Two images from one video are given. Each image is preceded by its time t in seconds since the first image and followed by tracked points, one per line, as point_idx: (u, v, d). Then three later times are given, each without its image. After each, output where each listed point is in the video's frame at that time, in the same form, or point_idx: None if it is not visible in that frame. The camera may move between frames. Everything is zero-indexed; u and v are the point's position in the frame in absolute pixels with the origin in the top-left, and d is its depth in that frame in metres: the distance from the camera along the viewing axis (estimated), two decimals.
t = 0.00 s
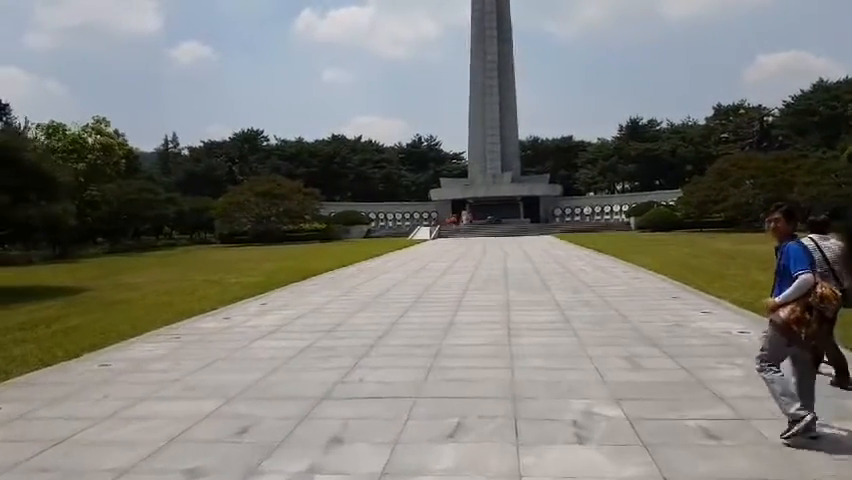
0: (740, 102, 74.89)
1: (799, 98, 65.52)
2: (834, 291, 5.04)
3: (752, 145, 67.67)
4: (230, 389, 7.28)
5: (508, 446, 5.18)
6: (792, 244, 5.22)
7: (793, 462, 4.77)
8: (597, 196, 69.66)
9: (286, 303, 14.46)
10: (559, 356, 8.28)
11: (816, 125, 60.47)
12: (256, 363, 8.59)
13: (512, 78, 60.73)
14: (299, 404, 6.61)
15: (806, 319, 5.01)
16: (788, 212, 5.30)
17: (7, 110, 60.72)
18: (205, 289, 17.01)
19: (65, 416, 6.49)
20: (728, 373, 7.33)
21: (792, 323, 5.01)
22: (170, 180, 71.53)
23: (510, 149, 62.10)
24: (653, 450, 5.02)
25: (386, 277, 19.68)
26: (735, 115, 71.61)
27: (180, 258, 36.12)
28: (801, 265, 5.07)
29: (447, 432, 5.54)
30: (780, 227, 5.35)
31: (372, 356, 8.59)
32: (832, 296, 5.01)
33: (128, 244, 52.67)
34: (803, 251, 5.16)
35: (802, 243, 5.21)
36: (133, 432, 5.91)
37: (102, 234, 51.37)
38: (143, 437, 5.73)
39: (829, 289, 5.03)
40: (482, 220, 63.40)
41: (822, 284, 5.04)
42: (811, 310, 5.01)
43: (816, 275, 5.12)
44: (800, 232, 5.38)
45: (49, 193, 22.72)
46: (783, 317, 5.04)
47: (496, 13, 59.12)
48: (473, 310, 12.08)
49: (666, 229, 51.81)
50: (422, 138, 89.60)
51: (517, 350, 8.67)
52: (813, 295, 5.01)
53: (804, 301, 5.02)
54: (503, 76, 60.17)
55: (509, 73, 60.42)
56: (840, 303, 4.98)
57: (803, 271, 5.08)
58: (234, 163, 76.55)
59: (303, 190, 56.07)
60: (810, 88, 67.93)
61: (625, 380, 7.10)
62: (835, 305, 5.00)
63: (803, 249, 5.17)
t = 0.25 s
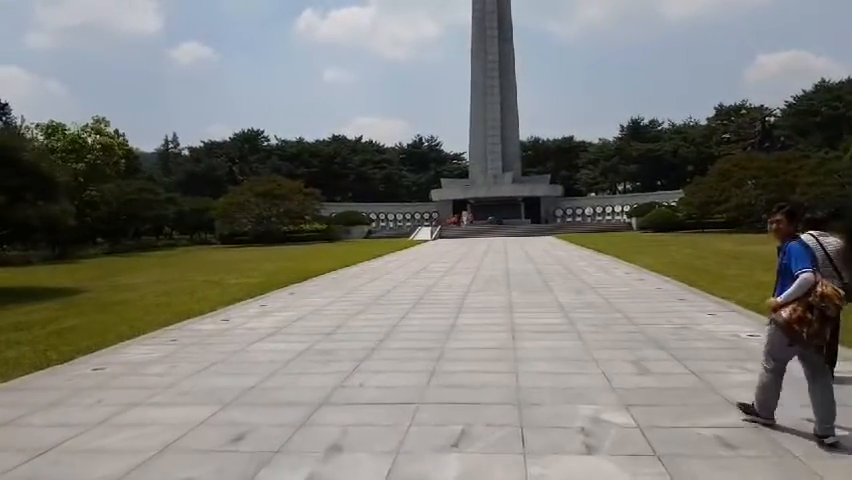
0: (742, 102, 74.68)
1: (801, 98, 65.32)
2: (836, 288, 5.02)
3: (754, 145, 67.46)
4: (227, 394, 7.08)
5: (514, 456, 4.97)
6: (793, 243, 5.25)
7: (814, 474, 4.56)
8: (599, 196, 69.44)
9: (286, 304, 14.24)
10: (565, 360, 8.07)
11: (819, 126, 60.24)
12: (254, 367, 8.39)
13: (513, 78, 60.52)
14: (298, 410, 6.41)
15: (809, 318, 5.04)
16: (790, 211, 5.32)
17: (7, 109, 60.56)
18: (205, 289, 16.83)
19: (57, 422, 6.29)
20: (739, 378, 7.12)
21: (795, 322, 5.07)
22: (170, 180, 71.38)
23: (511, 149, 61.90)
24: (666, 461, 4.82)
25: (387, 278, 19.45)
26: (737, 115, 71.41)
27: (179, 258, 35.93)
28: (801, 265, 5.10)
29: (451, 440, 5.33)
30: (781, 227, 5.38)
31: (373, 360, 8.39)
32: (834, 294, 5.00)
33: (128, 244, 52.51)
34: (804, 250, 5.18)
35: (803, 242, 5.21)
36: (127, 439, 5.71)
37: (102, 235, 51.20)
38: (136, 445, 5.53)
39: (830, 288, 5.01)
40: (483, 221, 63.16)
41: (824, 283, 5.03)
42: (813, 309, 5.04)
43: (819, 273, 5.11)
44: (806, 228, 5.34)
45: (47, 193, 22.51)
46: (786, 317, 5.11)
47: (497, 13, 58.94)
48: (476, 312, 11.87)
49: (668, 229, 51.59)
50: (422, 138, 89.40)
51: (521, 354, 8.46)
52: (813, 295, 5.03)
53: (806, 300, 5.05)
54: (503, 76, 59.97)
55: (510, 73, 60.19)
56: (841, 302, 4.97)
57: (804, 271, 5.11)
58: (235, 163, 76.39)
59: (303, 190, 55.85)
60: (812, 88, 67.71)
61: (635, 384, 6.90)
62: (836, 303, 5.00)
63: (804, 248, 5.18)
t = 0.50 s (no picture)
0: (744, 102, 74.43)
1: (803, 97, 65.08)
2: (814, 283, 5.08)
3: (756, 144, 67.20)
4: (222, 395, 6.84)
5: (519, 460, 4.73)
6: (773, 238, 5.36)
7: None
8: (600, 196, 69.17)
9: (284, 304, 14.00)
10: (571, 361, 7.83)
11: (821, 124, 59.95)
12: (250, 368, 8.15)
13: (514, 78, 60.32)
14: (294, 412, 6.16)
15: (788, 312, 5.12)
16: (772, 207, 5.43)
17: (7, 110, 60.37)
18: (202, 289, 16.62)
19: (43, 425, 6.06)
20: (752, 378, 6.87)
21: (775, 316, 5.15)
22: (171, 181, 71.22)
23: (512, 149, 61.66)
24: (679, 465, 4.58)
25: (387, 278, 19.22)
26: (739, 114, 71.15)
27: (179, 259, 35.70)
28: (779, 260, 5.22)
29: (454, 444, 5.10)
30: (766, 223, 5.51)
31: (373, 360, 8.16)
32: (813, 289, 5.07)
33: (127, 245, 52.31)
34: (783, 245, 5.29)
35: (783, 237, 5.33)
36: (114, 443, 5.47)
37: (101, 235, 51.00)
38: (124, 450, 5.29)
39: (809, 282, 5.09)
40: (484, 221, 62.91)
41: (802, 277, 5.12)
42: (791, 303, 5.11)
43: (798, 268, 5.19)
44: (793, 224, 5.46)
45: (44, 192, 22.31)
46: (766, 311, 5.20)
47: (498, 12, 58.75)
48: (478, 312, 11.64)
49: (670, 229, 51.36)
50: (423, 138, 89.17)
51: (525, 354, 8.22)
52: (791, 289, 5.11)
53: (784, 295, 5.14)
54: (504, 75, 59.76)
55: (510, 73, 59.98)
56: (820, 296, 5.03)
57: (782, 266, 5.22)
58: (235, 163, 76.21)
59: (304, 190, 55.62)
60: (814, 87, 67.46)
61: (643, 386, 6.66)
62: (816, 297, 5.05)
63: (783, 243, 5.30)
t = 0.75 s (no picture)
0: (745, 100, 74.20)
1: (804, 95, 64.87)
2: (781, 271, 5.29)
3: (757, 143, 66.97)
4: (212, 399, 6.62)
5: (519, 468, 4.51)
6: (757, 231, 5.67)
7: None
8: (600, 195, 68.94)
9: (280, 304, 13.78)
10: (573, 362, 7.61)
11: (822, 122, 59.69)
12: (243, 370, 7.93)
13: (513, 76, 60.08)
14: (286, 417, 5.94)
15: (758, 301, 5.40)
16: (759, 202, 5.76)
17: (4, 110, 60.05)
18: (198, 290, 16.41)
19: (25, 431, 5.84)
20: (760, 380, 6.65)
21: (747, 305, 5.47)
22: (169, 180, 70.97)
23: (511, 148, 61.43)
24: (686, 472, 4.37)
25: (385, 277, 19.00)
26: (739, 112, 70.93)
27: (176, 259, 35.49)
28: (753, 251, 5.57)
29: (451, 450, 4.88)
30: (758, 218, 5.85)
31: (369, 362, 7.95)
32: (777, 276, 5.28)
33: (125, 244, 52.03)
34: (761, 237, 5.59)
35: (765, 229, 5.61)
36: (97, 450, 5.25)
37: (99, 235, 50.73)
38: (106, 457, 5.07)
39: (774, 270, 5.32)
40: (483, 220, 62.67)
41: (769, 267, 5.37)
42: (759, 292, 5.40)
43: (770, 259, 5.43)
44: (782, 219, 5.68)
45: (38, 191, 22.04)
46: (742, 302, 5.54)
47: (497, 10, 58.51)
48: (477, 312, 11.42)
49: (671, 227, 51.14)
50: (423, 137, 88.93)
51: (526, 355, 8.01)
52: (759, 278, 5.41)
53: (754, 285, 5.45)
54: (504, 73, 59.51)
55: (510, 71, 59.73)
56: (783, 283, 5.21)
57: (756, 257, 5.52)
58: (233, 163, 75.94)
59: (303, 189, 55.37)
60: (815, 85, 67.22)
61: (648, 388, 6.45)
62: (777, 284, 5.26)
63: (762, 235, 5.60)
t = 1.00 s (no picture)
0: (747, 99, 73.91)
1: (806, 94, 64.59)
2: (761, 279, 5.38)
3: (759, 142, 66.68)
4: (201, 407, 6.34)
5: None
6: (755, 233, 5.70)
7: None
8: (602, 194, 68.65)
9: (277, 305, 13.49)
10: (577, 367, 7.33)
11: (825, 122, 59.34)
12: (235, 375, 7.65)
13: (515, 75, 59.79)
14: (276, 427, 5.65)
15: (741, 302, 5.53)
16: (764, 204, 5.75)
17: (3, 109, 59.80)
18: (193, 290, 16.15)
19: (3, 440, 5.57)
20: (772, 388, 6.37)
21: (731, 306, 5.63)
22: (169, 179, 70.77)
23: (512, 147, 61.13)
24: None
25: (384, 278, 18.72)
26: (741, 111, 70.65)
27: (175, 258, 35.21)
28: (745, 253, 5.63)
29: (448, 465, 4.59)
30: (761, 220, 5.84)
31: (366, 366, 7.68)
32: (757, 281, 5.40)
33: (125, 243, 51.82)
34: (756, 240, 5.64)
35: (761, 233, 5.64)
36: (75, 462, 4.98)
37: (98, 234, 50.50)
38: (84, 471, 4.79)
39: (757, 275, 5.41)
40: (484, 219, 62.37)
41: (756, 271, 5.44)
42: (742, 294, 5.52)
43: (759, 262, 5.49)
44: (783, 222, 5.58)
45: (34, 190, 21.77)
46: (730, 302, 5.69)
47: (498, 8, 58.23)
48: (478, 314, 11.13)
49: (673, 227, 50.84)
50: (423, 136, 88.63)
51: (528, 359, 7.73)
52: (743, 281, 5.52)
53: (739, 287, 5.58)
54: (505, 71, 59.22)
55: (511, 70, 59.43)
56: (760, 290, 5.32)
57: (746, 259, 5.60)
58: (234, 162, 75.73)
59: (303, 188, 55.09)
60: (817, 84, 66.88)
61: (656, 396, 6.16)
62: (755, 289, 5.38)
63: (758, 238, 5.63)
